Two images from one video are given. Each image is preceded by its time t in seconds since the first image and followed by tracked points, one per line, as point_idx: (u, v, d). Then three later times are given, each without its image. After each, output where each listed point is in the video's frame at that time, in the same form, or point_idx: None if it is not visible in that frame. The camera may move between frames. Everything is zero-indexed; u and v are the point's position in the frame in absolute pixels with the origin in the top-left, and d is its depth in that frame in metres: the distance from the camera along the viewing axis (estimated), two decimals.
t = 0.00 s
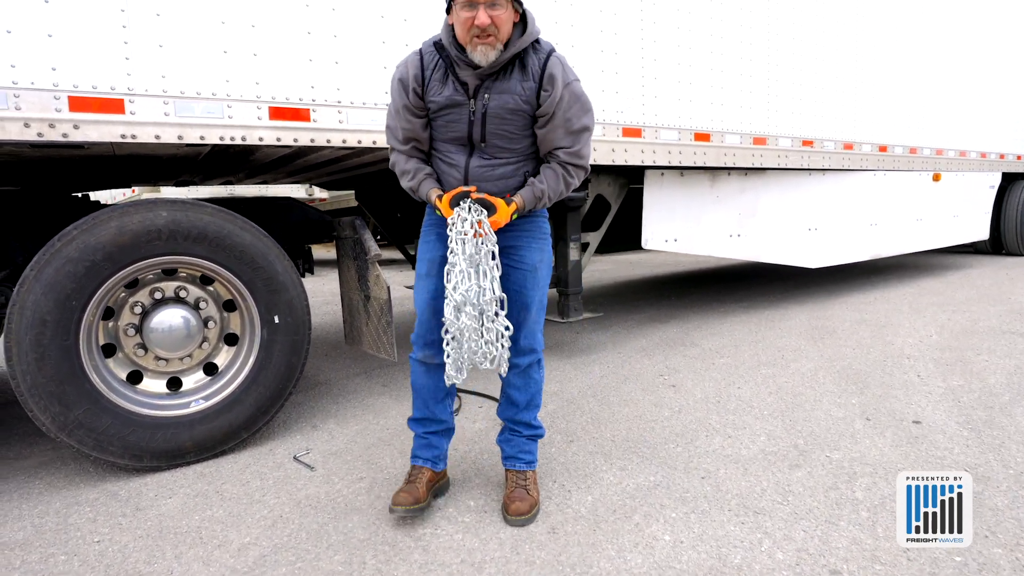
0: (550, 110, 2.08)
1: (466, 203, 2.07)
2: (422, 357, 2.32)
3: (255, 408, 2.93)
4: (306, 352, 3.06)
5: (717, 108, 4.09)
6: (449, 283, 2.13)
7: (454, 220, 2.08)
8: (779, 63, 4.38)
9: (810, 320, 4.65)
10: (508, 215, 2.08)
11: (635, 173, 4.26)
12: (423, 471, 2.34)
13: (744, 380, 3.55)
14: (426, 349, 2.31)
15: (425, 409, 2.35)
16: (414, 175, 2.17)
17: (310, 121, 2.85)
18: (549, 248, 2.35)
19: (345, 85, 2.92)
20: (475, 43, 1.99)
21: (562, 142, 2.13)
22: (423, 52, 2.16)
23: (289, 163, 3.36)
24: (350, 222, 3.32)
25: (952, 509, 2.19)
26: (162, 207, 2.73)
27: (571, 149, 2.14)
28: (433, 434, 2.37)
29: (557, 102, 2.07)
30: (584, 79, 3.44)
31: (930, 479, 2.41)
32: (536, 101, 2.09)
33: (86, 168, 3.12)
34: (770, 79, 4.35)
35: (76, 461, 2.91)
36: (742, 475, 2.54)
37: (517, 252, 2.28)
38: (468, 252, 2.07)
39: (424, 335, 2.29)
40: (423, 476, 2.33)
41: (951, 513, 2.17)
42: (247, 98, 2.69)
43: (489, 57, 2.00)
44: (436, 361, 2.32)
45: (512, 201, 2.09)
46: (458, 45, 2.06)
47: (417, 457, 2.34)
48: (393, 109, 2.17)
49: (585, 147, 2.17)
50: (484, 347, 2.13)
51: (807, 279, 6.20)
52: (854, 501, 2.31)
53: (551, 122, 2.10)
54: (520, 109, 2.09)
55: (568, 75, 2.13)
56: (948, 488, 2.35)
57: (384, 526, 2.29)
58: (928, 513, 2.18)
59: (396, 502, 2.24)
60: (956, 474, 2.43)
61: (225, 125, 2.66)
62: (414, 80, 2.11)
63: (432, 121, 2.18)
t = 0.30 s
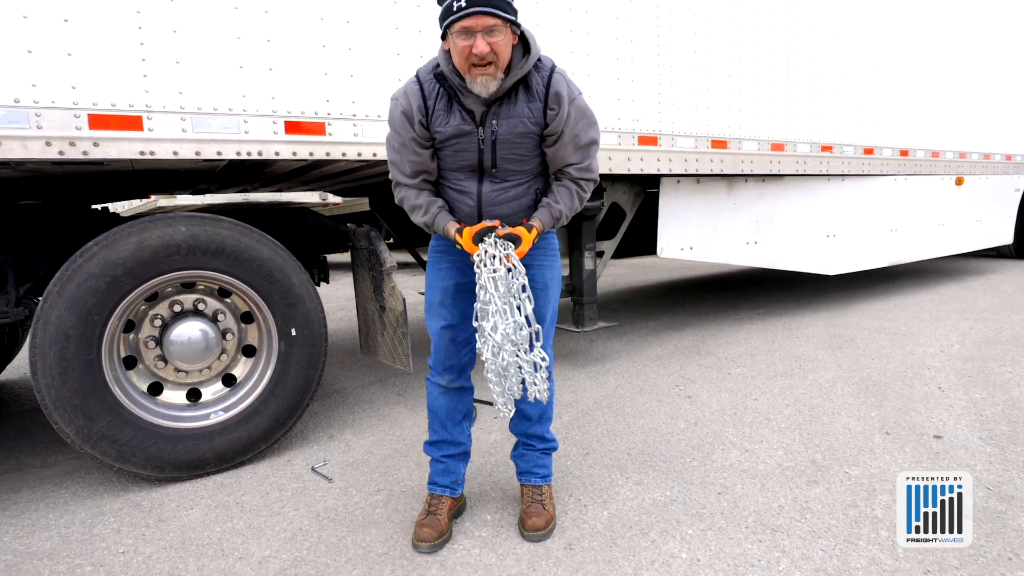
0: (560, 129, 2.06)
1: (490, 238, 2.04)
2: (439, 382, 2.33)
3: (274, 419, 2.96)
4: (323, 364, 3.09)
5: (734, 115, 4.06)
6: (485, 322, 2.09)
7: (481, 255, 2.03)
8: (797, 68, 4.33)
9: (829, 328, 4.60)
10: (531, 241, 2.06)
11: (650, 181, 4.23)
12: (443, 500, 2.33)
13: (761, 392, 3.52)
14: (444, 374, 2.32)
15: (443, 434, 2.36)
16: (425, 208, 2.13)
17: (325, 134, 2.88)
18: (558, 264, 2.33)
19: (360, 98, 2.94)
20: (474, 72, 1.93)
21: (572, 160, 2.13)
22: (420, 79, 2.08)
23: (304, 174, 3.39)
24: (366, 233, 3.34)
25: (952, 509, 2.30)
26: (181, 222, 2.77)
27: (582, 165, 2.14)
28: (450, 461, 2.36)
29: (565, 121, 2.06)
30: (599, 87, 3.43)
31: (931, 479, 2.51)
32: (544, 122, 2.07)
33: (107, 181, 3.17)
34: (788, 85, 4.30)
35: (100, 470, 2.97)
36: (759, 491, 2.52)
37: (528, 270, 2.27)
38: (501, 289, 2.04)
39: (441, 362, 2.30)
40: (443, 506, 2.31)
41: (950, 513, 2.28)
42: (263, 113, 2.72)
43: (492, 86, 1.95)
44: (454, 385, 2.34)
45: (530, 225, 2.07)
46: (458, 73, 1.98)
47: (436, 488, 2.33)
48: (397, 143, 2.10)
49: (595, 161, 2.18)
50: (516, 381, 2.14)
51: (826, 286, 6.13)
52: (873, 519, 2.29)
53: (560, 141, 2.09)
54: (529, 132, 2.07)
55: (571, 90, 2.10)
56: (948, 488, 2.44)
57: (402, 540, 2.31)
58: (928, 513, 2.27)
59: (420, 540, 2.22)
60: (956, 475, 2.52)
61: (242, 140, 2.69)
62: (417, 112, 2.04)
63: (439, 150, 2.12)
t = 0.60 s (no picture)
0: (576, 153, 2.06)
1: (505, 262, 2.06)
2: (456, 396, 2.35)
3: (291, 428, 2.99)
4: (339, 373, 3.12)
5: (750, 121, 4.03)
6: (502, 344, 2.15)
7: (499, 279, 2.06)
8: (814, 74, 4.30)
9: (844, 335, 4.57)
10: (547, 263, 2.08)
11: (665, 189, 4.22)
12: (458, 511, 2.35)
13: (775, 401, 3.51)
14: (461, 388, 2.34)
15: (460, 446, 2.37)
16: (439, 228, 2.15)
17: (341, 146, 2.90)
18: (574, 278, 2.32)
19: (376, 110, 2.97)
20: (491, 119, 1.92)
21: (586, 182, 2.14)
22: (435, 101, 2.04)
23: (320, 183, 3.42)
24: (381, 243, 3.37)
25: (953, 510, 2.38)
26: (199, 234, 2.81)
27: (596, 187, 2.15)
28: (465, 473, 2.38)
29: (581, 145, 2.06)
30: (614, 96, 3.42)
31: (931, 479, 2.60)
32: (560, 145, 2.06)
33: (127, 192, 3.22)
34: (804, 91, 4.27)
35: (121, 478, 3.02)
36: (772, 503, 2.52)
37: (543, 287, 2.27)
38: (519, 312, 2.09)
39: (458, 375, 2.32)
40: (459, 518, 2.34)
41: (951, 513, 2.36)
42: (280, 125, 2.75)
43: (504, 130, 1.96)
44: (471, 398, 2.35)
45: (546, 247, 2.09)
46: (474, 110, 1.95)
47: (451, 499, 2.36)
48: (412, 163, 2.10)
49: (609, 181, 2.19)
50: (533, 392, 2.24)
51: (841, 291, 6.08)
52: (887, 533, 2.28)
53: (575, 164, 2.10)
54: (545, 156, 2.07)
55: (587, 112, 2.09)
56: (948, 488, 2.53)
57: (417, 551, 2.33)
58: (928, 513, 2.36)
59: (436, 552, 2.24)
60: (957, 475, 2.61)
61: (259, 153, 2.72)
62: (432, 135, 2.02)
63: (454, 171, 2.12)
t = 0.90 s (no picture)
0: (588, 190, 2.05)
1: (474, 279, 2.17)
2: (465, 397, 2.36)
3: (299, 430, 3.02)
4: (346, 376, 3.15)
5: (759, 127, 4.02)
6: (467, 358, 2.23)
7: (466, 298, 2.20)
8: (824, 81, 4.28)
9: (849, 341, 4.57)
10: (515, 279, 2.13)
11: (672, 194, 4.21)
12: (462, 515, 2.38)
13: (778, 407, 3.52)
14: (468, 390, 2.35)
15: (466, 449, 2.38)
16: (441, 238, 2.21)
17: (350, 152, 2.91)
18: (580, 289, 2.34)
19: (385, 115, 2.97)
20: (523, 165, 1.91)
21: (591, 215, 2.13)
22: (457, 127, 1.98)
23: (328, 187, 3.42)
24: (389, 247, 3.38)
25: (952, 510, 2.46)
26: (209, 238, 2.82)
27: (598, 220, 2.15)
28: (471, 476, 2.40)
29: (595, 184, 2.04)
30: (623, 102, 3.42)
31: (930, 479, 2.68)
32: (575, 180, 2.04)
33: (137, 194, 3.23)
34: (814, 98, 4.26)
35: (131, 477, 3.06)
36: (771, 508, 2.54)
37: (550, 297, 2.30)
38: (480, 326, 2.16)
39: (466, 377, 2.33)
40: (464, 520, 2.37)
41: (951, 513, 2.44)
42: (289, 130, 2.75)
43: (525, 174, 1.95)
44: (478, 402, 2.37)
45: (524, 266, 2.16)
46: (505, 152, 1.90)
47: (456, 501, 2.38)
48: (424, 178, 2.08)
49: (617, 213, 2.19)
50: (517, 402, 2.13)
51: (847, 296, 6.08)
52: (882, 539, 2.31)
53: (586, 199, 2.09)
54: (558, 190, 2.06)
55: (606, 148, 2.04)
56: (947, 488, 2.62)
57: (423, 553, 2.37)
58: (928, 513, 2.43)
59: (441, 553, 2.27)
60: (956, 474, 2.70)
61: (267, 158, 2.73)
62: (447, 161, 1.99)
63: (465, 190, 2.11)
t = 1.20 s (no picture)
0: (585, 190, 2.07)
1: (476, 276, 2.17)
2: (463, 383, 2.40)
3: (302, 418, 3.07)
4: (348, 365, 3.19)
5: (759, 117, 4.01)
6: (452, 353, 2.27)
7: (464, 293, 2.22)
8: (824, 70, 4.27)
9: (846, 329, 4.61)
10: (517, 278, 2.15)
11: (673, 184, 4.22)
12: (462, 501, 2.43)
13: (773, 395, 3.57)
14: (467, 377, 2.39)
15: (466, 437, 2.43)
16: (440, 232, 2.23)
17: (349, 143, 2.91)
18: (578, 280, 2.37)
19: (384, 106, 2.96)
20: (519, 165, 1.92)
21: (589, 213, 2.16)
22: (457, 124, 1.99)
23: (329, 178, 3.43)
24: (389, 237, 3.39)
25: (952, 510, 2.41)
26: (210, 230, 2.83)
27: (597, 219, 2.17)
28: (470, 464, 2.44)
29: (593, 185, 2.06)
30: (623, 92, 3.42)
31: (930, 479, 2.62)
32: (573, 181, 2.06)
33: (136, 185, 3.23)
34: (815, 87, 4.25)
35: (137, 464, 3.11)
36: (762, 494, 2.60)
37: (547, 290, 2.32)
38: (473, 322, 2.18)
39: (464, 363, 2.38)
40: (463, 506, 2.42)
41: (951, 513, 2.39)
42: (289, 122, 2.75)
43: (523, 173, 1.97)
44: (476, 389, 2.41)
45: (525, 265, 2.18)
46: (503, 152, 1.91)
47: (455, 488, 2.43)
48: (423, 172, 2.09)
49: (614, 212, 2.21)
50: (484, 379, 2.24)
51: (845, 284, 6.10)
52: (868, 524, 2.36)
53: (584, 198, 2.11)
54: (556, 190, 2.08)
55: (606, 147, 2.05)
56: (947, 488, 2.56)
57: (424, 537, 2.43)
58: (928, 513, 2.38)
59: (441, 538, 2.32)
60: (957, 475, 2.64)
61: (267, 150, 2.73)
62: (446, 158, 2.00)
63: (464, 186, 2.13)
